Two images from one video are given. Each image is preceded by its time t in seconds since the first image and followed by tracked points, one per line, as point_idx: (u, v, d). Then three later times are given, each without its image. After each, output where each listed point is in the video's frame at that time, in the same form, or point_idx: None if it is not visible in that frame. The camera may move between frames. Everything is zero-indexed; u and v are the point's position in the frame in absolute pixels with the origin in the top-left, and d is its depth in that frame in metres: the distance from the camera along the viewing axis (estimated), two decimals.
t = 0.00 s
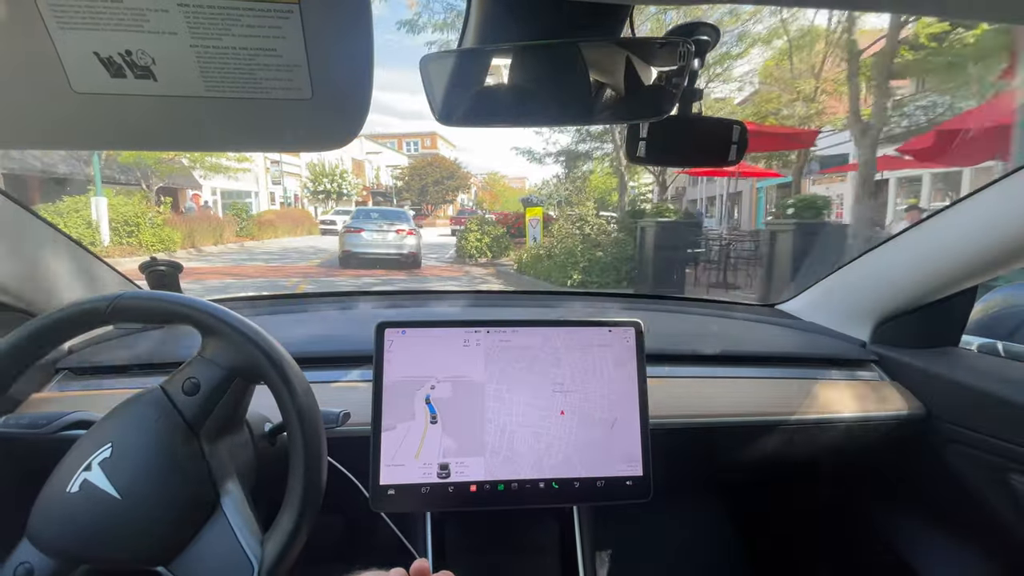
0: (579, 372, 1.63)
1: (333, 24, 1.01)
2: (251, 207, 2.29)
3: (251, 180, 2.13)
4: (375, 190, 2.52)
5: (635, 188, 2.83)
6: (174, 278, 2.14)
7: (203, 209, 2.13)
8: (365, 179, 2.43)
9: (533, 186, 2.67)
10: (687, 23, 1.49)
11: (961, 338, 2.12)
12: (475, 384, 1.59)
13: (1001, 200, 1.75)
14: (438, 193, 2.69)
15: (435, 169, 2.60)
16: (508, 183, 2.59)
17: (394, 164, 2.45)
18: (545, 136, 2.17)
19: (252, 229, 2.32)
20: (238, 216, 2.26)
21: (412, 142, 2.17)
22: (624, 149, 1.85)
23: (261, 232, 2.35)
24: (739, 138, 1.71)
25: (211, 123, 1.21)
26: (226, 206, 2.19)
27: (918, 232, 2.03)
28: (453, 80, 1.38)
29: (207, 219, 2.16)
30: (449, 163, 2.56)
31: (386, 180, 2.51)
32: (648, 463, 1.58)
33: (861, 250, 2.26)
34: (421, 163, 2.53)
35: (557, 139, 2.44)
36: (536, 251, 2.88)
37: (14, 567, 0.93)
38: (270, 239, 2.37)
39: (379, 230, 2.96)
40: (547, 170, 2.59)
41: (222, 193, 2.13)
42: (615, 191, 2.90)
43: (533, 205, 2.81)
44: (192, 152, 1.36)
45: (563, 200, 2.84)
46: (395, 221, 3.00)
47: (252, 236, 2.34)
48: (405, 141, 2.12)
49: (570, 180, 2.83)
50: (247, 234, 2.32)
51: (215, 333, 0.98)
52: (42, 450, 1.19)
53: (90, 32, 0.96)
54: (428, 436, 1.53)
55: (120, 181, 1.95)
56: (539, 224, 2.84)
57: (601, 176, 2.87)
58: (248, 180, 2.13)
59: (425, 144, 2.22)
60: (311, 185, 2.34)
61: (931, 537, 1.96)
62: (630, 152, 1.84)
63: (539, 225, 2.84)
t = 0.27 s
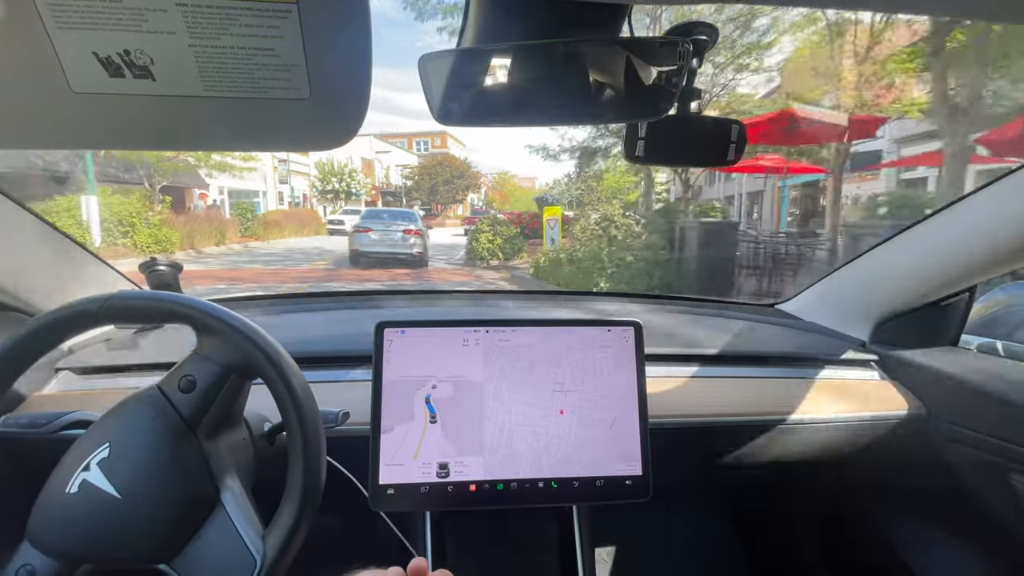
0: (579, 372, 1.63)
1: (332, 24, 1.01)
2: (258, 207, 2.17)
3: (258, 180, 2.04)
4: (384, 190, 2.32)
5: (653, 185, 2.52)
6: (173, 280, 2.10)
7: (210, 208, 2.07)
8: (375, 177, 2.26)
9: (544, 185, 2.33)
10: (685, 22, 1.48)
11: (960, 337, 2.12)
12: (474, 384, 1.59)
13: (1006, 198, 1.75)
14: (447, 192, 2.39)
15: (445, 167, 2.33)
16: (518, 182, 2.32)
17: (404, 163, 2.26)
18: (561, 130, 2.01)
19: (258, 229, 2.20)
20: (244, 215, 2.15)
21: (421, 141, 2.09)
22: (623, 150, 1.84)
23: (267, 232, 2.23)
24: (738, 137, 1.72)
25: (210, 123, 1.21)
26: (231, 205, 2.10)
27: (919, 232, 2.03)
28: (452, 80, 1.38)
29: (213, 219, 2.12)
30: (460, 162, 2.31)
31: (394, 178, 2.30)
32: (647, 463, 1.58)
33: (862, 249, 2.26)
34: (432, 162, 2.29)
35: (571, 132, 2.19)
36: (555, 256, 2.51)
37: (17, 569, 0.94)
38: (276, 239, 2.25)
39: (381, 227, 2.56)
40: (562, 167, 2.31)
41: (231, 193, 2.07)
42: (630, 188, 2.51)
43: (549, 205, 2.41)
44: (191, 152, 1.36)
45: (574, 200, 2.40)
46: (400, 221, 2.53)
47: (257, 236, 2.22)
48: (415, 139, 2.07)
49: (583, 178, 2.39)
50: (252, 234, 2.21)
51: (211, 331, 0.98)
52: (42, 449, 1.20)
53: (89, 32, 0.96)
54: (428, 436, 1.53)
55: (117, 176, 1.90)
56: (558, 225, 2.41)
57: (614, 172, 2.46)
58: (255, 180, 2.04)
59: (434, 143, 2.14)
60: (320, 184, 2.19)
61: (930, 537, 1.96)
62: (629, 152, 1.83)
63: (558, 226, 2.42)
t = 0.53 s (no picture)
0: (579, 372, 1.63)
1: (332, 24, 1.01)
2: (265, 206, 2.20)
3: (264, 179, 2.05)
4: (393, 189, 2.41)
5: (659, 186, 2.53)
6: (174, 279, 2.11)
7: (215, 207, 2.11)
8: (383, 177, 2.30)
9: (554, 185, 2.32)
10: (684, 23, 1.47)
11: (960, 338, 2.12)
12: (474, 384, 1.59)
13: (1007, 195, 1.77)
14: (455, 191, 2.47)
15: (455, 167, 2.39)
16: (527, 182, 2.33)
17: (414, 163, 2.34)
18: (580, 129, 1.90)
19: (261, 230, 2.23)
20: (248, 215, 2.18)
21: (430, 140, 2.08)
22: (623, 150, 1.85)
23: (270, 233, 2.25)
24: (738, 138, 1.73)
25: (210, 123, 1.21)
26: (236, 205, 2.13)
27: (920, 231, 2.04)
28: (453, 80, 1.38)
29: (212, 219, 2.14)
30: (470, 161, 2.33)
31: (405, 178, 2.39)
32: (646, 463, 1.59)
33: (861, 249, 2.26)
34: (440, 160, 2.34)
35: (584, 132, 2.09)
36: (573, 261, 2.52)
37: (17, 570, 0.94)
38: (280, 239, 2.27)
39: (390, 227, 2.69)
40: (575, 165, 2.24)
41: (237, 192, 2.09)
42: (646, 186, 2.50)
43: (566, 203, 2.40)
44: (189, 152, 1.36)
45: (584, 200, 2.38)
46: (410, 221, 2.70)
47: (261, 236, 2.25)
48: (424, 139, 2.06)
49: (594, 178, 2.35)
50: (257, 235, 2.24)
51: (209, 330, 0.98)
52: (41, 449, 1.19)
53: (88, 32, 0.96)
54: (427, 436, 1.53)
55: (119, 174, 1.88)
56: (578, 225, 2.43)
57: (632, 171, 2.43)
58: (260, 180, 2.04)
59: (443, 143, 2.12)
60: (328, 182, 2.20)
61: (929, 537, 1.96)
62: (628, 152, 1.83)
63: (577, 226, 2.43)
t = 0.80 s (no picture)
0: (579, 372, 1.63)
1: (333, 23, 1.01)
2: (272, 206, 2.16)
3: (271, 179, 2.03)
4: (402, 189, 2.38)
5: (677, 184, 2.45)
6: (174, 277, 2.14)
7: (217, 207, 2.07)
8: (391, 176, 2.32)
9: (565, 185, 2.26)
10: (687, 23, 1.47)
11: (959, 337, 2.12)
12: (474, 384, 1.59)
13: (1005, 196, 1.80)
14: (465, 190, 2.39)
15: (465, 166, 2.33)
16: (536, 182, 2.28)
17: (423, 162, 2.30)
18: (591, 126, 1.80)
19: (266, 230, 2.19)
20: (253, 215, 2.14)
21: (439, 139, 2.06)
22: (624, 149, 1.86)
23: (273, 233, 2.21)
24: (737, 137, 1.72)
25: (211, 123, 1.21)
26: (240, 204, 2.09)
27: (920, 230, 2.04)
28: (453, 79, 1.38)
29: (202, 218, 2.08)
30: (479, 162, 2.30)
31: (413, 178, 2.35)
32: (646, 462, 1.59)
33: (861, 249, 2.26)
34: (449, 160, 2.30)
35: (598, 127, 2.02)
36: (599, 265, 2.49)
37: (17, 569, 0.93)
38: (283, 240, 2.24)
39: (402, 230, 2.59)
40: (587, 163, 2.20)
41: (244, 191, 2.05)
42: (661, 185, 2.43)
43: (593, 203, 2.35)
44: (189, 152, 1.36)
45: (597, 198, 2.34)
46: (420, 223, 2.57)
47: (264, 236, 2.22)
48: (434, 138, 2.04)
49: (605, 177, 2.29)
50: (260, 236, 2.20)
51: (211, 330, 0.98)
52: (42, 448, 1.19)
53: (89, 31, 0.96)
54: (427, 435, 1.53)
55: (121, 174, 1.87)
56: (602, 226, 2.37)
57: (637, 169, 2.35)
58: (266, 179, 2.02)
59: (455, 143, 2.08)
60: (336, 182, 2.19)
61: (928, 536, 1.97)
62: (628, 151, 1.84)
63: (602, 227, 2.39)
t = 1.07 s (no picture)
0: (579, 370, 1.63)
1: (333, 21, 1.01)
2: (276, 206, 2.20)
3: (277, 178, 2.07)
4: (410, 188, 2.43)
5: (691, 184, 2.46)
6: (173, 277, 2.11)
7: (222, 207, 2.10)
8: (400, 175, 2.37)
9: (575, 185, 2.32)
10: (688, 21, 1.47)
11: (957, 335, 2.13)
12: (474, 382, 1.60)
13: (1005, 196, 1.76)
14: (474, 189, 2.45)
15: (474, 165, 2.38)
16: (546, 181, 2.32)
17: (431, 161, 2.37)
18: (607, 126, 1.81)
19: (269, 230, 2.23)
20: (256, 214, 2.18)
21: (448, 139, 2.11)
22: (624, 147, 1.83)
23: (275, 233, 2.25)
24: (736, 136, 1.72)
25: (210, 122, 1.21)
26: (244, 204, 2.13)
27: (919, 228, 2.04)
28: (453, 77, 1.38)
29: (201, 218, 2.11)
30: (488, 161, 2.35)
31: (422, 177, 2.41)
32: (646, 459, 1.59)
33: (860, 247, 2.26)
34: (459, 159, 2.36)
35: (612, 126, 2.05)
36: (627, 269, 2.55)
37: (15, 563, 0.93)
38: (287, 239, 2.28)
39: (414, 231, 2.61)
40: (598, 162, 2.25)
41: (249, 191, 2.11)
42: (674, 185, 2.47)
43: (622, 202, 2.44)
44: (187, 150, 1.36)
45: (609, 197, 2.42)
46: (433, 224, 2.59)
47: (267, 237, 2.25)
48: (442, 137, 2.08)
49: (617, 176, 2.38)
50: (263, 237, 2.25)
51: (214, 330, 0.98)
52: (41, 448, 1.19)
53: (88, 30, 0.95)
54: (427, 433, 1.53)
55: (123, 173, 1.90)
56: (631, 225, 2.45)
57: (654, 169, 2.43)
58: (275, 177, 2.06)
59: (464, 141, 2.09)
60: (344, 181, 2.24)
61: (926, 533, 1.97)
62: (627, 151, 1.83)
63: (630, 228, 2.46)
